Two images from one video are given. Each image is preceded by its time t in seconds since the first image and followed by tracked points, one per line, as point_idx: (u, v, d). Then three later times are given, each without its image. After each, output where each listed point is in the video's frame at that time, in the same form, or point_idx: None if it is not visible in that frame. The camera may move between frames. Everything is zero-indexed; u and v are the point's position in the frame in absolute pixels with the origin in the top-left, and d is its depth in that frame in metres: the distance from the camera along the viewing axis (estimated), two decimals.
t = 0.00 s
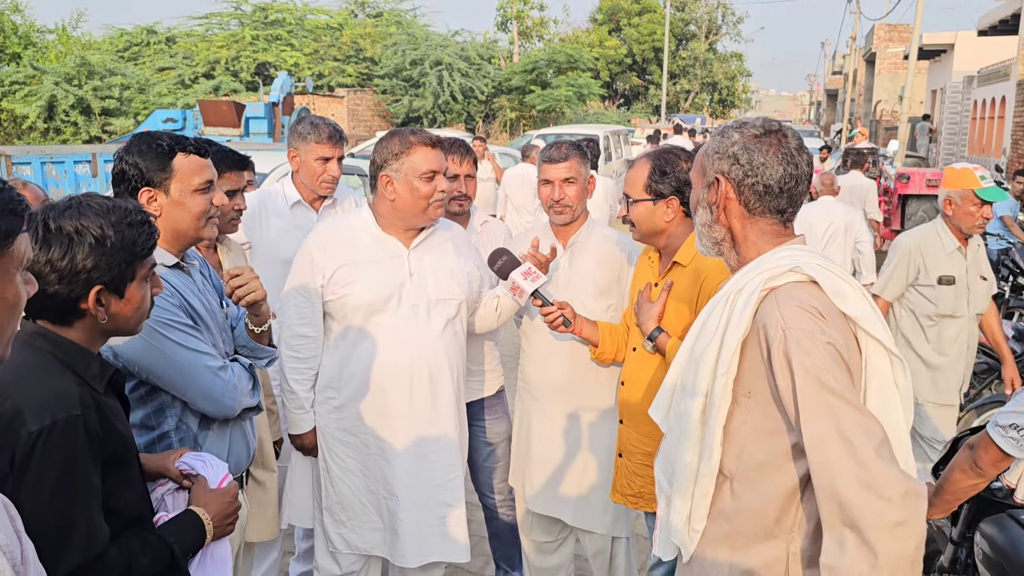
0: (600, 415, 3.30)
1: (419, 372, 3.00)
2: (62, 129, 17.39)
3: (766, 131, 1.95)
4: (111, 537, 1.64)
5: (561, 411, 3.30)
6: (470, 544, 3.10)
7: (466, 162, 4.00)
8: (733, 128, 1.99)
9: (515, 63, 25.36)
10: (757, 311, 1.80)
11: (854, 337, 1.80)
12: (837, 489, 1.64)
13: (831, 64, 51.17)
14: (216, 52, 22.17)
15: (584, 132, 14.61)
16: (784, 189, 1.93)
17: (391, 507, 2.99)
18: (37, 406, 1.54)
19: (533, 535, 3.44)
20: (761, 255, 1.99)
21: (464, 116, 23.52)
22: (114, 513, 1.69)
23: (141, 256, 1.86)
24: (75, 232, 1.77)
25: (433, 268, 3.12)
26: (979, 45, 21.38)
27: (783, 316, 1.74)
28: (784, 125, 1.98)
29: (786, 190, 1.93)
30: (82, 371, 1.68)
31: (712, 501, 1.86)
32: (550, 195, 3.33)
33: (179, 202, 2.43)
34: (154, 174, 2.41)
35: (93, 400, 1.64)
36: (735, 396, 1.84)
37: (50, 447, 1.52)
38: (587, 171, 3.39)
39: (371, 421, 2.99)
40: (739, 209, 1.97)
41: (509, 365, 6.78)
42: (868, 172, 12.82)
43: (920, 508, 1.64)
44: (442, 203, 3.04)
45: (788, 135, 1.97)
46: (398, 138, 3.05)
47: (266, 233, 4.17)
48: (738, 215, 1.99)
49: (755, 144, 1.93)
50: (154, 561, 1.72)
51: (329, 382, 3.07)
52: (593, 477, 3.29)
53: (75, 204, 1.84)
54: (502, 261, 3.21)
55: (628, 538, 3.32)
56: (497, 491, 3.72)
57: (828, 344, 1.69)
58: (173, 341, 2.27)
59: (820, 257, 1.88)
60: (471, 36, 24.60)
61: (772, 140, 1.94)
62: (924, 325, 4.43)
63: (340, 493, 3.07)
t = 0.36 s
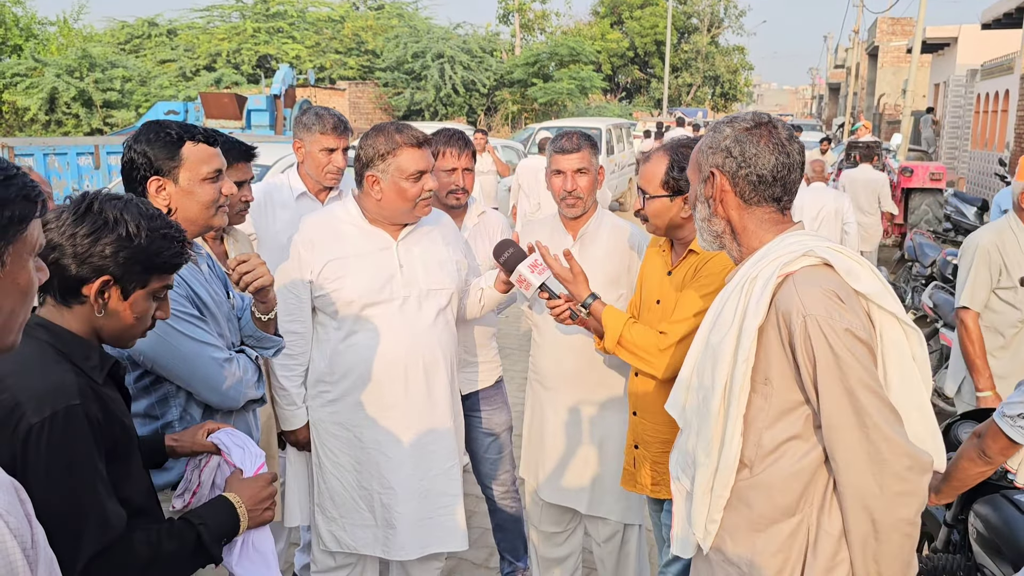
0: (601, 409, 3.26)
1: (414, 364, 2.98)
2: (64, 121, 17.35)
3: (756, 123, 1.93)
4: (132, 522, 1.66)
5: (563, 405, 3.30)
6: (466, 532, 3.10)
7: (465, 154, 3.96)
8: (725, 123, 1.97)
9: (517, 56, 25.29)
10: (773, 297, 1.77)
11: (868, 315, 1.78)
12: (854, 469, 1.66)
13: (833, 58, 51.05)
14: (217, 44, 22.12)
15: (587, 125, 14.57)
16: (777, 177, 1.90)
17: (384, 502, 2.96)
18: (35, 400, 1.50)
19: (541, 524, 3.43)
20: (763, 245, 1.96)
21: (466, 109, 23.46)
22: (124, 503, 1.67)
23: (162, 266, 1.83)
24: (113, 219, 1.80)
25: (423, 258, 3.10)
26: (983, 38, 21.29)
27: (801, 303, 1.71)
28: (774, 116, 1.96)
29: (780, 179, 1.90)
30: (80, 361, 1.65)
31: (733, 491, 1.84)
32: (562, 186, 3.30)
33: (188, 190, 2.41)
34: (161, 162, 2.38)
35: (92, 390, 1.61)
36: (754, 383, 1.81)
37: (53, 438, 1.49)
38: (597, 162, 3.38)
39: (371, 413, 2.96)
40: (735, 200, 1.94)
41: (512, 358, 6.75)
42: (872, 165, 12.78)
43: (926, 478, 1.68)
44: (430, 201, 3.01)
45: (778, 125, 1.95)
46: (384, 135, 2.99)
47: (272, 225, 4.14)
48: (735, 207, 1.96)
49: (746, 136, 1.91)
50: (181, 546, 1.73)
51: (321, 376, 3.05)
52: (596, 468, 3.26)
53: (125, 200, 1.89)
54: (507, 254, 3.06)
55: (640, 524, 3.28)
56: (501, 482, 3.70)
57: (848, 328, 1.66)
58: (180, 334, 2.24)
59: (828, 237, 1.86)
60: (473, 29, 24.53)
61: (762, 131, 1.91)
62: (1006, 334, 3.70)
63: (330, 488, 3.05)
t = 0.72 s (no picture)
0: (606, 397, 3.27)
1: (412, 348, 3.00)
2: (74, 110, 17.41)
3: (746, 111, 1.93)
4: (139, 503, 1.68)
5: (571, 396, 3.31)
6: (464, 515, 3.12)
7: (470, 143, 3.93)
8: (716, 112, 1.98)
9: (526, 45, 25.24)
10: (777, 278, 1.78)
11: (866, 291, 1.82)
12: (852, 438, 1.72)
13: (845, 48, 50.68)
14: (227, 33, 22.14)
15: (596, 116, 14.53)
16: (772, 161, 1.91)
17: (384, 488, 3.00)
18: (66, 364, 1.60)
19: (557, 512, 3.44)
20: (763, 229, 1.97)
21: (475, 99, 23.41)
22: (142, 480, 1.71)
23: (176, 227, 1.87)
24: (114, 196, 1.80)
25: (418, 245, 3.11)
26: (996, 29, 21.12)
27: (803, 283, 1.73)
28: (764, 102, 1.97)
29: (775, 162, 1.91)
30: (112, 336, 1.74)
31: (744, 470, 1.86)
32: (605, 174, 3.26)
33: (211, 187, 2.43)
34: (195, 154, 2.40)
35: (121, 361, 1.69)
36: (759, 362, 1.82)
37: (80, 402, 1.57)
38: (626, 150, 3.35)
39: (374, 397, 2.98)
40: (732, 186, 1.95)
41: (521, 348, 6.77)
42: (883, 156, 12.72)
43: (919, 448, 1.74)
44: (422, 180, 3.01)
45: (768, 111, 1.96)
46: (373, 118, 3.00)
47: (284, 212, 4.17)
48: (732, 192, 1.96)
49: (738, 124, 1.92)
50: (182, 533, 1.74)
51: (320, 363, 3.08)
52: (601, 458, 3.27)
53: (119, 172, 1.89)
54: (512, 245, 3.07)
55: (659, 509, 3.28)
56: (509, 469, 3.73)
57: (849, 306, 1.69)
58: (194, 316, 2.26)
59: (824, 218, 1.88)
60: (482, 19, 24.47)
61: (754, 118, 1.92)
62: None
63: (330, 475, 3.09)
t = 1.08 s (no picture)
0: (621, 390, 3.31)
1: (426, 335, 3.05)
2: (95, 101, 17.63)
3: (774, 98, 1.96)
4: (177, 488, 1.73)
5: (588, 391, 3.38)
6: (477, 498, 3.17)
7: (496, 130, 3.95)
8: (744, 97, 2.00)
9: (545, 37, 25.20)
10: (793, 262, 1.81)
11: (881, 278, 1.83)
12: (861, 422, 1.74)
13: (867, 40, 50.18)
14: (246, 25, 22.31)
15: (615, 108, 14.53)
16: (797, 150, 1.94)
17: (402, 473, 3.04)
18: (104, 341, 1.68)
19: (577, 502, 3.47)
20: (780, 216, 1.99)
21: (493, 90, 23.42)
22: (178, 450, 1.81)
23: (200, 203, 1.92)
24: (139, 174, 1.86)
25: (431, 229, 3.15)
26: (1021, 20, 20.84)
27: (820, 268, 1.76)
28: (790, 91, 1.99)
29: (800, 150, 1.94)
30: (146, 312, 1.82)
31: (753, 452, 1.90)
32: (636, 167, 3.29)
33: (230, 165, 2.48)
34: (207, 135, 2.46)
35: (157, 336, 1.77)
36: (772, 345, 1.85)
37: (121, 375, 1.66)
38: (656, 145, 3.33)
39: (388, 380, 3.04)
40: (755, 172, 1.97)
41: (539, 339, 6.81)
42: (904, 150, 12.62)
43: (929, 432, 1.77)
44: (429, 159, 3.05)
45: (794, 100, 1.98)
46: (382, 99, 3.07)
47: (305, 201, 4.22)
48: (754, 178, 1.99)
49: (766, 110, 1.94)
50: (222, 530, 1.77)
51: (338, 348, 3.13)
52: (620, 449, 3.30)
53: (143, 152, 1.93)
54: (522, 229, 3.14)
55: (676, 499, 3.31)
56: (527, 458, 3.77)
57: (863, 292, 1.71)
58: (218, 301, 2.31)
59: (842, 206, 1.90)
60: (501, 10, 24.46)
61: (782, 105, 1.94)
62: None
63: (348, 460, 3.14)
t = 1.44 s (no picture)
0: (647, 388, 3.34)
1: (451, 322, 3.10)
2: (126, 92, 17.91)
3: (789, 94, 1.99)
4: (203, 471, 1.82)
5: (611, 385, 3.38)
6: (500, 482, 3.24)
7: (527, 125, 3.93)
8: (759, 93, 2.03)
9: (571, 29, 25.16)
10: (802, 258, 1.84)
11: (892, 276, 1.84)
12: (866, 418, 1.77)
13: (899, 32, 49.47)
14: (274, 17, 22.52)
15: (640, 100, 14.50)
16: (812, 146, 1.97)
17: (430, 456, 3.12)
18: (142, 330, 1.76)
19: (594, 493, 3.50)
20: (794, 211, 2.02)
21: (520, 83, 23.42)
22: (209, 435, 1.89)
23: (220, 186, 1.98)
24: (160, 165, 1.92)
25: (454, 219, 3.18)
26: None
27: (829, 265, 1.79)
28: (807, 87, 2.03)
29: (815, 146, 1.97)
30: (180, 303, 1.89)
31: (760, 445, 1.94)
32: (646, 160, 3.34)
33: (257, 156, 2.54)
34: (234, 128, 2.52)
35: (191, 328, 1.84)
36: (781, 340, 1.89)
37: (156, 363, 1.73)
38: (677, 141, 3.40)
39: (410, 367, 3.10)
40: (770, 167, 2.00)
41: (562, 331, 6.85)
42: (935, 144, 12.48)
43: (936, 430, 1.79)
44: (453, 159, 3.11)
45: (811, 97, 2.02)
46: (418, 92, 3.12)
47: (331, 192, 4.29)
48: (768, 173, 2.02)
49: (782, 106, 1.97)
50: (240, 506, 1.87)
51: (366, 337, 3.18)
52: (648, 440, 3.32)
53: (159, 144, 2.00)
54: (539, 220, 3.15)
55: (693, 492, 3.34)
56: (548, 449, 3.83)
57: (871, 289, 1.74)
58: (247, 289, 2.39)
59: (854, 202, 1.92)
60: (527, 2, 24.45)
61: (798, 101, 1.98)
62: None
63: (376, 446, 3.20)
